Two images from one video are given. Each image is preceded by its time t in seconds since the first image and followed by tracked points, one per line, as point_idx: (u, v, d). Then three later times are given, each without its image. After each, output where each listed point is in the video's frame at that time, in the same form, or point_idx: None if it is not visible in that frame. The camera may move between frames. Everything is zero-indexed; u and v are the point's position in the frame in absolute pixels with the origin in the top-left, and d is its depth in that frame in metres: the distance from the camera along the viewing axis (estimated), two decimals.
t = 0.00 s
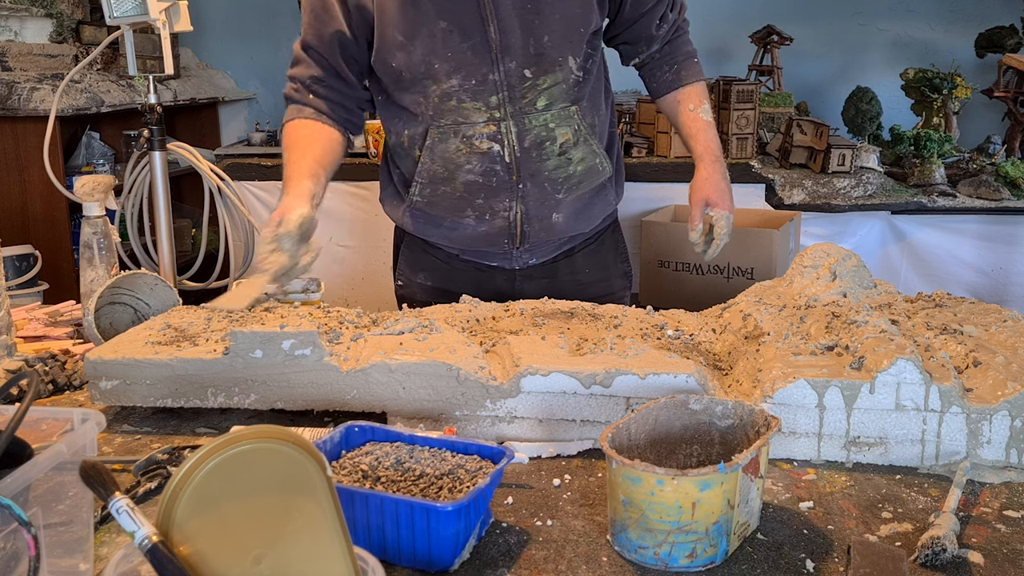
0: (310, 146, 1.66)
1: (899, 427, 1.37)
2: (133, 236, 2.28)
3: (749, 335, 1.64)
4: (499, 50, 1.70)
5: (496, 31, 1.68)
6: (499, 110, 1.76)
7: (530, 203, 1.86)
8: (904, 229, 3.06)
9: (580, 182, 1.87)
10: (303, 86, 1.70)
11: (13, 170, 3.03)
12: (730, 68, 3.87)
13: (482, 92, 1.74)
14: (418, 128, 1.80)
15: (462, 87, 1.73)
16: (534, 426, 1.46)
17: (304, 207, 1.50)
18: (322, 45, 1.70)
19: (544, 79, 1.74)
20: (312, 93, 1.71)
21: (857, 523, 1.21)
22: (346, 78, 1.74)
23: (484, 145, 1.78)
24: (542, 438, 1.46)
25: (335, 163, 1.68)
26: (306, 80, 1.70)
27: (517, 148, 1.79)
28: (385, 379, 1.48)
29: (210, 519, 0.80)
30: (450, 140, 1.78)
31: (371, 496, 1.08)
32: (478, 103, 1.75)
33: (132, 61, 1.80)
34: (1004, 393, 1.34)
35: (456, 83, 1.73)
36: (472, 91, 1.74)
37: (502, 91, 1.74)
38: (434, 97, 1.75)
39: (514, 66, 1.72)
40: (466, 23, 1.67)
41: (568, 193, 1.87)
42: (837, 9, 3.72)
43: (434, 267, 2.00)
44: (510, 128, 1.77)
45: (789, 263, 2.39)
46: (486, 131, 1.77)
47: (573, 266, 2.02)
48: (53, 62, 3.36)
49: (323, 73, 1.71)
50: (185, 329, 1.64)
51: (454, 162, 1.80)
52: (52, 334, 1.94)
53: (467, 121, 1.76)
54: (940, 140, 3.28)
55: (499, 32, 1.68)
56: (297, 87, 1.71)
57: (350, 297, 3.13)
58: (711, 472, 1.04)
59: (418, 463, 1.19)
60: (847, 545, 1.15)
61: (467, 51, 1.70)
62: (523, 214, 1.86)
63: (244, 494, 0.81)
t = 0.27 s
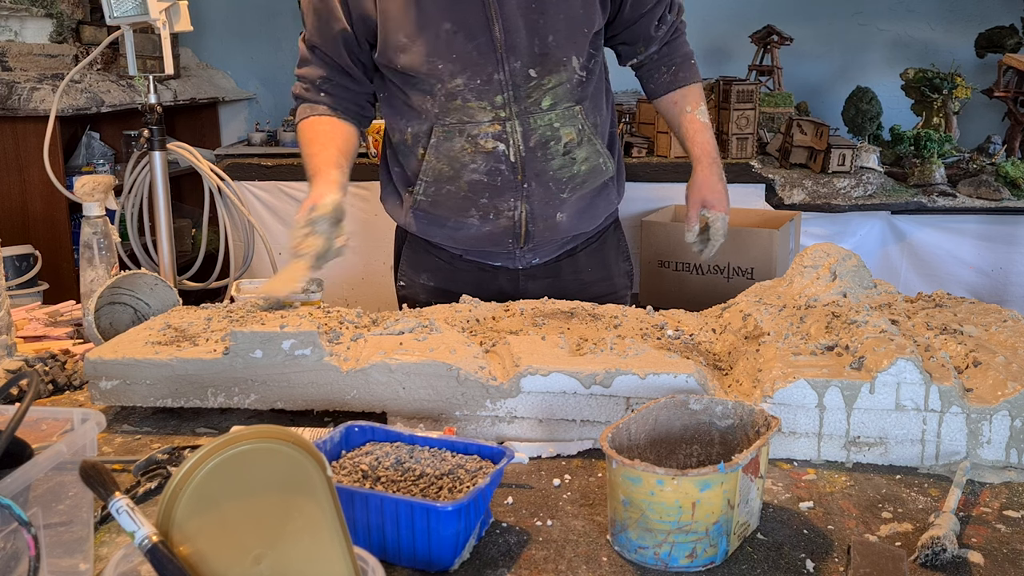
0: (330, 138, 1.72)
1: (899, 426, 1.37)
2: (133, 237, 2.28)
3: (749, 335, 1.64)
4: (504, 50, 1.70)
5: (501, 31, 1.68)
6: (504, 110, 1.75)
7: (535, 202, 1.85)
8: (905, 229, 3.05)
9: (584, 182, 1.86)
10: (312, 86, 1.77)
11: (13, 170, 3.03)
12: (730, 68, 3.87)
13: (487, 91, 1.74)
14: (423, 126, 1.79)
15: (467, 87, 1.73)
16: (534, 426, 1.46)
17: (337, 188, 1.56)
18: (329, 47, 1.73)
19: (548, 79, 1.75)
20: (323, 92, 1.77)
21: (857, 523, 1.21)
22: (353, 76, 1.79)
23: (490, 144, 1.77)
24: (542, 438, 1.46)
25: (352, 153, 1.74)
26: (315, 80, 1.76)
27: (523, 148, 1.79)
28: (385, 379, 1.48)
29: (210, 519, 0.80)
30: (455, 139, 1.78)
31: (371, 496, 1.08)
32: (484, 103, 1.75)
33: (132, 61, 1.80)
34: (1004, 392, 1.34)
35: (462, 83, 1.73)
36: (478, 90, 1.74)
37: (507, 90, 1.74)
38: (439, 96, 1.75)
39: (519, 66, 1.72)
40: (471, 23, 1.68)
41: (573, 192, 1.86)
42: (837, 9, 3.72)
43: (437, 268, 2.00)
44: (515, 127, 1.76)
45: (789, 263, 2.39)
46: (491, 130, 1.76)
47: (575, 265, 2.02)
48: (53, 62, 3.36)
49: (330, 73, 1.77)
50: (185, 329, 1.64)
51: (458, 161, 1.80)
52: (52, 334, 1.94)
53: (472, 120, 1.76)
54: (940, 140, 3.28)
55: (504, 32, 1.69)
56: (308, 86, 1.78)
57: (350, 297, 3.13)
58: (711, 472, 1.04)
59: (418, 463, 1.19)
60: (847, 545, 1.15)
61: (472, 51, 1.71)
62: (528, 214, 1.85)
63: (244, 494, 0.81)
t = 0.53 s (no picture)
0: (358, 159, 1.59)
1: (899, 426, 1.37)
2: (133, 237, 2.28)
3: (749, 335, 1.64)
4: (511, 49, 1.70)
5: (508, 31, 1.68)
6: (512, 109, 1.75)
7: (542, 200, 1.85)
8: (905, 229, 3.05)
9: (590, 180, 1.88)
10: (337, 97, 1.64)
11: (13, 170, 3.03)
12: (730, 68, 3.87)
13: (494, 91, 1.73)
14: (426, 130, 1.77)
15: (475, 87, 1.72)
16: (533, 426, 1.47)
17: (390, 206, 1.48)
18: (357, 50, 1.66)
19: (555, 78, 1.75)
20: (347, 103, 1.65)
21: (857, 523, 1.21)
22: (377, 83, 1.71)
23: (497, 143, 1.76)
24: (542, 438, 1.46)
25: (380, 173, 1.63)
26: (342, 89, 1.64)
27: (530, 147, 1.78)
28: (385, 379, 1.48)
29: (210, 519, 0.80)
30: (462, 138, 1.76)
31: (370, 496, 1.08)
32: (491, 102, 1.74)
33: (132, 61, 1.80)
34: (1004, 392, 1.34)
35: (469, 82, 1.71)
36: (485, 90, 1.72)
37: (514, 89, 1.74)
38: (443, 96, 1.72)
39: (526, 65, 1.73)
40: (480, 23, 1.68)
41: (580, 190, 1.87)
42: (837, 9, 3.72)
43: (442, 267, 1.99)
44: (522, 126, 1.76)
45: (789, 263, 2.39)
46: (499, 130, 1.75)
47: (580, 264, 2.03)
48: (53, 62, 3.36)
49: (357, 81, 1.66)
50: (185, 329, 1.64)
51: (467, 162, 1.78)
52: (52, 334, 1.94)
53: (479, 120, 1.75)
54: (940, 140, 3.28)
55: (511, 32, 1.69)
56: (331, 99, 1.64)
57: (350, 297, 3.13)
58: (712, 472, 1.04)
59: (418, 463, 1.19)
60: (847, 545, 1.15)
61: (479, 51, 1.70)
62: (534, 212, 1.86)
63: (244, 494, 0.81)
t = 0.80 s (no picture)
0: (356, 158, 1.56)
1: (899, 426, 1.37)
2: (133, 237, 2.28)
3: (748, 335, 1.64)
4: (530, 50, 1.71)
5: (527, 30, 1.69)
6: (532, 109, 1.75)
7: (561, 200, 1.85)
8: (905, 229, 3.06)
9: (604, 180, 1.89)
10: (339, 91, 1.62)
11: (13, 170, 3.03)
12: (730, 68, 3.87)
13: (515, 91, 1.73)
14: (445, 129, 1.76)
15: (495, 86, 1.72)
16: (534, 426, 1.46)
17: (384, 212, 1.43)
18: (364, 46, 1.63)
19: (572, 79, 1.77)
20: (348, 98, 1.63)
21: (857, 523, 1.21)
22: (383, 81, 1.69)
23: (518, 143, 1.76)
24: (542, 438, 1.46)
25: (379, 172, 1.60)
26: (344, 84, 1.62)
27: (550, 147, 1.78)
28: (385, 379, 1.48)
29: (209, 519, 0.80)
30: (482, 139, 1.75)
31: (371, 496, 1.08)
32: (512, 102, 1.74)
33: (132, 61, 1.80)
34: (1004, 393, 1.34)
35: (490, 82, 1.71)
36: (505, 90, 1.73)
37: (534, 89, 1.74)
38: (465, 96, 1.72)
39: (545, 66, 1.74)
40: (498, 22, 1.68)
41: (595, 190, 1.88)
42: (837, 9, 3.72)
43: (453, 268, 1.97)
44: (543, 126, 1.76)
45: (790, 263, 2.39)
46: (519, 130, 1.75)
47: (589, 263, 2.03)
48: (53, 62, 3.36)
49: (362, 76, 1.64)
50: (185, 329, 1.64)
51: (486, 161, 1.77)
52: (52, 334, 1.94)
53: (500, 120, 1.74)
54: (940, 140, 3.27)
55: (530, 32, 1.70)
56: (332, 93, 1.62)
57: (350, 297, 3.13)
58: (711, 472, 1.04)
59: (418, 463, 1.19)
60: (847, 545, 1.15)
61: (500, 50, 1.70)
62: (553, 212, 1.85)
63: (244, 494, 0.81)
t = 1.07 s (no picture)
0: (355, 156, 1.66)
1: (899, 426, 1.37)
2: (133, 237, 2.28)
3: (748, 335, 1.64)
4: (541, 49, 1.70)
5: (538, 30, 1.68)
6: (542, 109, 1.75)
7: (569, 200, 1.85)
8: (905, 229, 3.06)
9: (611, 180, 1.90)
10: (337, 91, 1.69)
11: (13, 170, 3.03)
12: (730, 68, 3.87)
13: (526, 90, 1.73)
14: (454, 125, 1.76)
15: (506, 85, 1.72)
16: (534, 426, 1.47)
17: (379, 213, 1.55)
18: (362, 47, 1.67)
19: (581, 79, 1.77)
20: (346, 97, 1.70)
21: (857, 523, 1.21)
22: (381, 80, 1.73)
23: (529, 143, 1.76)
24: (542, 438, 1.46)
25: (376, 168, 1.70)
26: (341, 84, 1.68)
27: (560, 146, 1.78)
28: (385, 379, 1.48)
29: (209, 519, 0.80)
30: (492, 137, 1.75)
31: (371, 496, 1.08)
32: (522, 101, 1.74)
33: (132, 61, 1.80)
34: (1004, 393, 1.34)
35: (501, 81, 1.71)
36: (516, 89, 1.72)
37: (545, 89, 1.74)
38: (474, 95, 1.72)
39: (555, 66, 1.73)
40: (509, 21, 1.67)
41: (601, 190, 1.89)
42: (837, 9, 3.72)
43: (457, 269, 1.97)
44: (553, 126, 1.76)
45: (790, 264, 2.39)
46: (529, 129, 1.75)
47: (593, 263, 2.03)
48: (53, 62, 3.36)
49: (359, 77, 1.69)
50: (185, 329, 1.64)
51: (496, 160, 1.76)
52: (52, 334, 1.94)
53: (510, 119, 1.74)
54: (940, 140, 3.27)
55: (541, 31, 1.69)
56: (331, 91, 1.69)
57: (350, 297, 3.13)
58: (711, 472, 1.04)
59: (418, 463, 1.19)
60: (847, 545, 1.15)
61: (512, 48, 1.69)
62: (561, 212, 1.85)
63: (243, 494, 0.81)
